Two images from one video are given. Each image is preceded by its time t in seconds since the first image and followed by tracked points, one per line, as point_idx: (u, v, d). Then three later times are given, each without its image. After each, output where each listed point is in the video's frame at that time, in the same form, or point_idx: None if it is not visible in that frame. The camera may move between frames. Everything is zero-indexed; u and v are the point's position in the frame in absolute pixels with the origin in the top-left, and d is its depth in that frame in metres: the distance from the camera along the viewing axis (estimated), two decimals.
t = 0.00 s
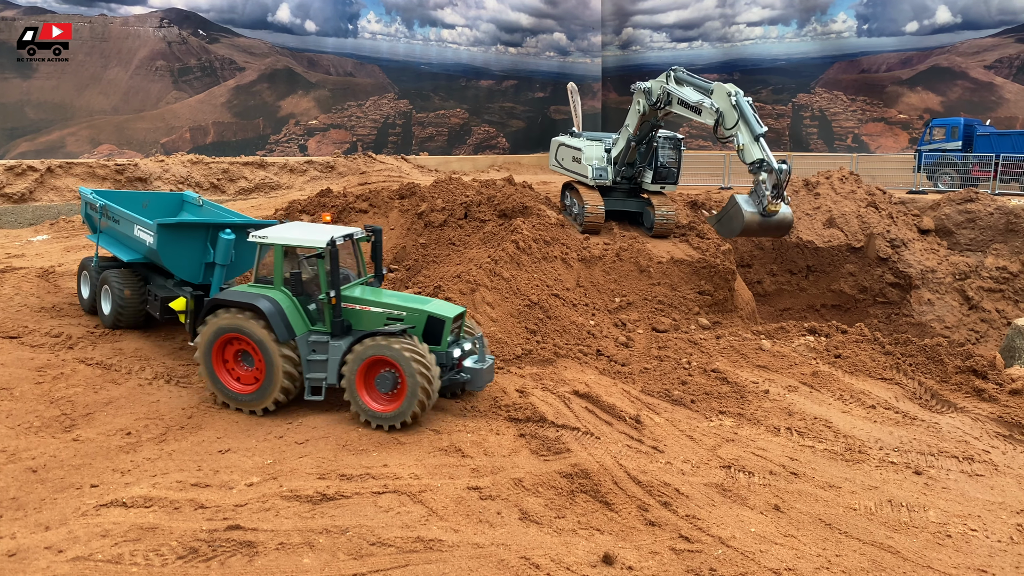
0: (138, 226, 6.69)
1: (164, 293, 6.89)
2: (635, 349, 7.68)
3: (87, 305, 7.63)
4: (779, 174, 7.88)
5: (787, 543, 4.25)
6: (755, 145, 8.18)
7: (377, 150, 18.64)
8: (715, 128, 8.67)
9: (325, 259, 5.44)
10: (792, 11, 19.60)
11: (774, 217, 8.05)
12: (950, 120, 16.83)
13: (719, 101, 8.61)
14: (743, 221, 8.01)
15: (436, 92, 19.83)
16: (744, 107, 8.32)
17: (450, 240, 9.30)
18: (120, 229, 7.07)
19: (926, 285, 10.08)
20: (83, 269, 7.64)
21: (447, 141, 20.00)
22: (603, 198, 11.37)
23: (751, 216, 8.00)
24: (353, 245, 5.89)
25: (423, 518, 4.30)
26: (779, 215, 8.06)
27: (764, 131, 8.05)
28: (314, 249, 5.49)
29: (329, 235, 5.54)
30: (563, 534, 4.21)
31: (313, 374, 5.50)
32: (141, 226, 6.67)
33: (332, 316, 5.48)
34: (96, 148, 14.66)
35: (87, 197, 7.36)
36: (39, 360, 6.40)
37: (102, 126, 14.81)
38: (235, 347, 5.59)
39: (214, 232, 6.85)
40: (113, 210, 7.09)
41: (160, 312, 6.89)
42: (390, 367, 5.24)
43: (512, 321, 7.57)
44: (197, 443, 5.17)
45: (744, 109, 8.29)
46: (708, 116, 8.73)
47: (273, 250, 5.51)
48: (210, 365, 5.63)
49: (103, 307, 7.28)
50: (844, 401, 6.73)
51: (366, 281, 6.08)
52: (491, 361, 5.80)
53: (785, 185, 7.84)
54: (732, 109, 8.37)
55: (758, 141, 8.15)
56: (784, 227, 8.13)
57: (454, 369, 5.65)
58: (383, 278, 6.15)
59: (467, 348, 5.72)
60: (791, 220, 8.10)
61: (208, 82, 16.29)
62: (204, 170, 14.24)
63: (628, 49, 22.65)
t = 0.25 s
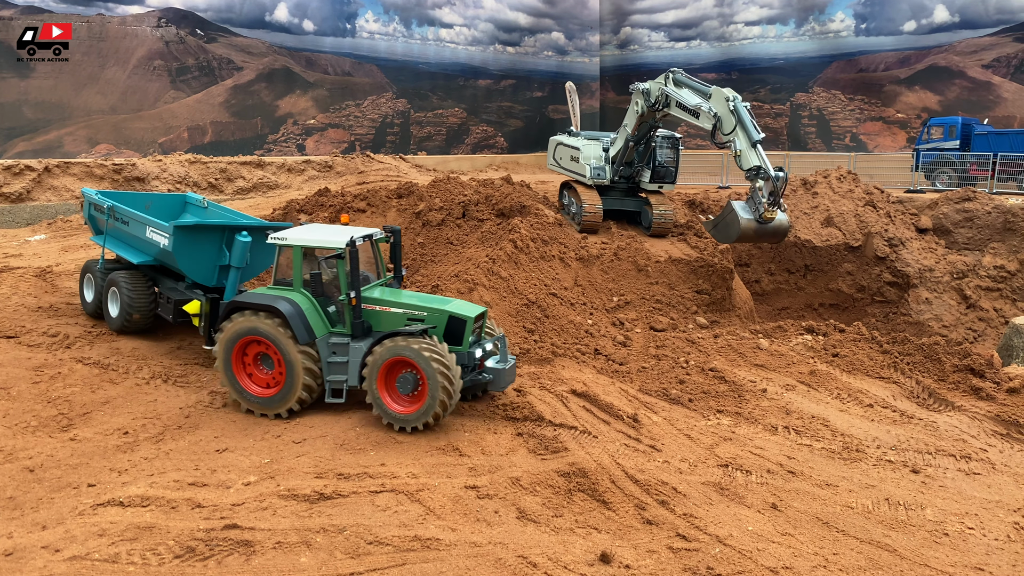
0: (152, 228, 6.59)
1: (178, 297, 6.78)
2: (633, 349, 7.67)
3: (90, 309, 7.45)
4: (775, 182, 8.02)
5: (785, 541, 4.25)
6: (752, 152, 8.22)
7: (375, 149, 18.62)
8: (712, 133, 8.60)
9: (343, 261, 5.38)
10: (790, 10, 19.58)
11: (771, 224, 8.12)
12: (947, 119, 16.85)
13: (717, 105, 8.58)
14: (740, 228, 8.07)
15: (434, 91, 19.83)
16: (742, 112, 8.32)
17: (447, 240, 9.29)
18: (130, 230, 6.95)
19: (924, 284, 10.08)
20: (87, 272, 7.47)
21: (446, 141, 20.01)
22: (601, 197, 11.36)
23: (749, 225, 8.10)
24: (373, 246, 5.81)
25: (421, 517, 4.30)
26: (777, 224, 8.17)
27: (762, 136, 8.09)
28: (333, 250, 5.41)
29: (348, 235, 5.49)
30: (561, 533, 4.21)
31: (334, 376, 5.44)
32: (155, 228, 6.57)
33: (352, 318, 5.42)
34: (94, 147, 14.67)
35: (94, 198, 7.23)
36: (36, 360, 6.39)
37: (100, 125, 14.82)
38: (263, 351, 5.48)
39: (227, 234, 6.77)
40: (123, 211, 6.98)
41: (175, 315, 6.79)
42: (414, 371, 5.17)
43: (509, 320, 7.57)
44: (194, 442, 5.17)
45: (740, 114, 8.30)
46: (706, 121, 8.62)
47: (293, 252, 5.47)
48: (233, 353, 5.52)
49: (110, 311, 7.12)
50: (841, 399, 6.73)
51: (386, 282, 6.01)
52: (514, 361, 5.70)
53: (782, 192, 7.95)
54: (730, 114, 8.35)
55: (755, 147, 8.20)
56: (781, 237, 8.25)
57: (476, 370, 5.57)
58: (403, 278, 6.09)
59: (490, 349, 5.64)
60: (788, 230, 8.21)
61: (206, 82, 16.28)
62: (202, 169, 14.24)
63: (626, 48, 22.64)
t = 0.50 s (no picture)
0: (165, 232, 6.40)
1: (191, 301, 6.60)
2: (631, 348, 7.67)
3: (98, 317, 7.30)
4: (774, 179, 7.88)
5: (783, 540, 4.25)
6: (751, 150, 8.15)
7: (373, 149, 18.61)
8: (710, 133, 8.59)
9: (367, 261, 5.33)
10: (789, 9, 19.57)
11: (772, 222, 7.96)
12: (946, 119, 16.85)
13: (715, 105, 8.60)
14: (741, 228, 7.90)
15: (433, 91, 19.84)
16: (739, 111, 8.31)
17: (446, 239, 9.28)
18: (139, 235, 6.77)
19: (923, 283, 10.09)
20: (92, 279, 7.33)
21: (444, 141, 20.02)
22: (599, 196, 11.36)
23: (752, 224, 7.89)
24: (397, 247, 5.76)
25: (419, 516, 4.30)
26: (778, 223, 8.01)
27: (760, 134, 8.02)
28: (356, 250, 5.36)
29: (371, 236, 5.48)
30: (559, 532, 4.21)
31: (357, 378, 5.39)
32: (168, 232, 6.38)
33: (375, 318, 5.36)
34: (92, 147, 14.68)
35: (100, 203, 7.03)
36: (34, 359, 6.39)
37: (99, 125, 14.82)
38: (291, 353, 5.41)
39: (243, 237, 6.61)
40: (132, 216, 6.79)
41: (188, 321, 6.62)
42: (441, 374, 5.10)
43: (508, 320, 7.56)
44: (192, 442, 5.17)
45: (739, 114, 8.27)
46: (704, 121, 8.66)
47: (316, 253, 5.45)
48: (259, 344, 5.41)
49: (121, 318, 6.97)
50: (839, 398, 6.73)
51: (409, 285, 5.94)
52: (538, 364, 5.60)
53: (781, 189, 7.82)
54: (728, 113, 8.36)
55: (754, 146, 8.10)
56: (783, 237, 8.07)
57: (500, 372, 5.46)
58: (425, 281, 6.04)
59: (514, 351, 5.54)
60: (789, 230, 8.05)
61: (204, 81, 16.29)
62: (200, 169, 14.24)
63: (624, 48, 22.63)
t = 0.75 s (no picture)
0: (177, 234, 6.27)
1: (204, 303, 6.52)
2: (630, 347, 7.68)
3: (105, 321, 7.21)
4: (773, 174, 7.87)
5: (782, 539, 4.25)
6: (750, 149, 8.14)
7: (372, 149, 18.61)
8: (709, 132, 8.60)
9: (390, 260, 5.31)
10: (787, 8, 19.56)
11: (777, 216, 7.83)
12: (945, 118, 16.86)
13: (715, 104, 8.61)
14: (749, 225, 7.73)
15: (431, 91, 19.86)
16: (738, 109, 8.32)
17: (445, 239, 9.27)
18: (147, 237, 6.64)
19: (921, 282, 10.09)
20: (99, 283, 7.25)
21: (443, 140, 20.03)
22: (598, 196, 11.37)
23: (757, 218, 7.74)
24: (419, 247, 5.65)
25: (418, 515, 4.30)
26: (783, 219, 7.86)
27: (759, 133, 7.99)
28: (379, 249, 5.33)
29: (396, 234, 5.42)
30: (557, 531, 4.22)
31: (377, 377, 5.38)
32: (180, 233, 6.26)
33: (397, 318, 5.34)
34: (91, 147, 14.68)
35: (106, 205, 6.89)
36: (33, 359, 6.39)
37: (97, 125, 14.83)
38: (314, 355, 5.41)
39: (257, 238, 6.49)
40: (140, 218, 6.66)
41: (201, 322, 6.55)
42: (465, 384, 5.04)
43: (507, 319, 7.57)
44: (191, 442, 5.17)
45: (739, 113, 8.26)
46: (703, 120, 8.64)
47: (339, 251, 5.41)
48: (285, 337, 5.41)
49: (130, 323, 6.89)
50: (838, 397, 6.74)
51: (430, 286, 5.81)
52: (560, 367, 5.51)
53: (781, 182, 7.83)
54: (727, 112, 8.38)
55: (753, 144, 8.08)
56: (790, 236, 7.91)
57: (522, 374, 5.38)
58: (446, 283, 5.90)
59: (536, 353, 5.45)
60: (796, 227, 7.89)
61: (203, 81, 16.30)
62: (199, 169, 14.25)
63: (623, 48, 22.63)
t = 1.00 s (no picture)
0: (195, 237, 6.16)
1: (220, 306, 6.39)
2: (629, 346, 7.68)
3: (116, 325, 7.07)
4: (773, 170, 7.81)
5: (781, 538, 4.25)
6: (750, 146, 8.08)
7: (372, 149, 18.61)
8: (709, 131, 8.59)
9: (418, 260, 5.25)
10: (786, 8, 19.55)
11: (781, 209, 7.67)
12: (944, 117, 16.87)
13: (714, 104, 8.60)
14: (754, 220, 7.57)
15: (431, 91, 19.87)
16: (738, 108, 8.28)
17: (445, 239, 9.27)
18: (162, 241, 6.53)
19: (921, 281, 10.08)
20: (109, 286, 7.13)
21: (442, 140, 20.04)
22: (597, 195, 11.38)
23: (762, 211, 7.59)
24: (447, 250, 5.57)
25: (417, 515, 4.31)
26: (787, 213, 7.70)
27: (758, 131, 7.93)
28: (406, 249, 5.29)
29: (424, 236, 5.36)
30: (557, 531, 4.22)
31: (402, 379, 5.33)
32: (198, 236, 6.15)
33: (424, 319, 5.29)
34: (90, 148, 14.69)
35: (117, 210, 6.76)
36: (33, 360, 6.40)
37: (97, 125, 14.84)
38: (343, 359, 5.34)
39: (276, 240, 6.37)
40: (154, 222, 6.54)
41: (217, 326, 6.42)
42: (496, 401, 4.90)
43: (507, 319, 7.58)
44: (191, 442, 5.17)
45: (737, 112, 8.24)
46: (702, 119, 8.64)
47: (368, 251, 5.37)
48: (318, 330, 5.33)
49: (142, 327, 6.73)
50: (837, 396, 6.74)
51: (456, 288, 5.71)
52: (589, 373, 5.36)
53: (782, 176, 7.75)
54: (727, 111, 8.35)
55: (752, 142, 8.03)
56: (797, 232, 7.71)
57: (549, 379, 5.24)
58: (473, 286, 5.80)
59: (564, 358, 5.30)
60: (802, 222, 7.70)
61: (202, 82, 16.31)
62: (198, 169, 14.25)
63: (622, 47, 22.63)
